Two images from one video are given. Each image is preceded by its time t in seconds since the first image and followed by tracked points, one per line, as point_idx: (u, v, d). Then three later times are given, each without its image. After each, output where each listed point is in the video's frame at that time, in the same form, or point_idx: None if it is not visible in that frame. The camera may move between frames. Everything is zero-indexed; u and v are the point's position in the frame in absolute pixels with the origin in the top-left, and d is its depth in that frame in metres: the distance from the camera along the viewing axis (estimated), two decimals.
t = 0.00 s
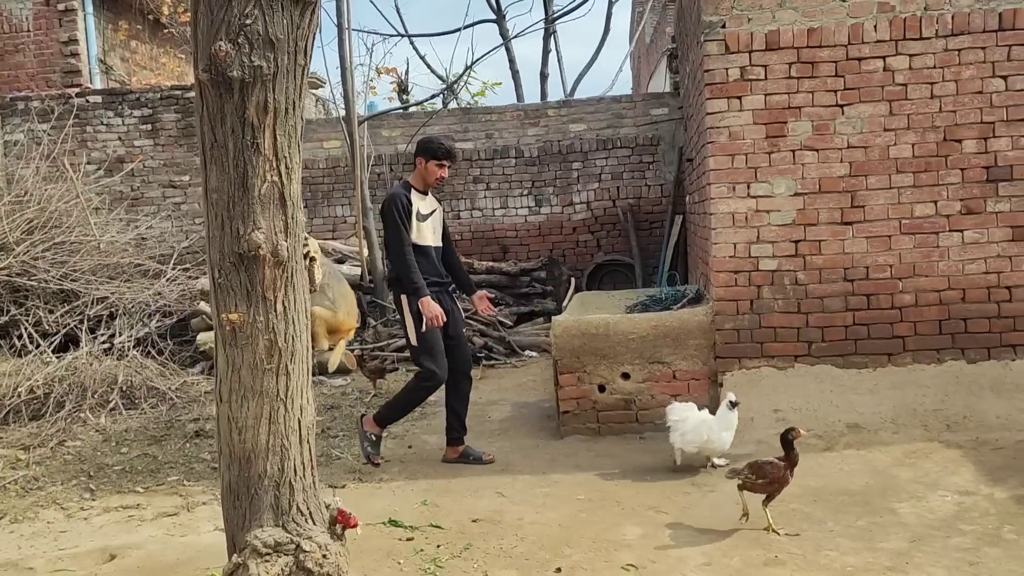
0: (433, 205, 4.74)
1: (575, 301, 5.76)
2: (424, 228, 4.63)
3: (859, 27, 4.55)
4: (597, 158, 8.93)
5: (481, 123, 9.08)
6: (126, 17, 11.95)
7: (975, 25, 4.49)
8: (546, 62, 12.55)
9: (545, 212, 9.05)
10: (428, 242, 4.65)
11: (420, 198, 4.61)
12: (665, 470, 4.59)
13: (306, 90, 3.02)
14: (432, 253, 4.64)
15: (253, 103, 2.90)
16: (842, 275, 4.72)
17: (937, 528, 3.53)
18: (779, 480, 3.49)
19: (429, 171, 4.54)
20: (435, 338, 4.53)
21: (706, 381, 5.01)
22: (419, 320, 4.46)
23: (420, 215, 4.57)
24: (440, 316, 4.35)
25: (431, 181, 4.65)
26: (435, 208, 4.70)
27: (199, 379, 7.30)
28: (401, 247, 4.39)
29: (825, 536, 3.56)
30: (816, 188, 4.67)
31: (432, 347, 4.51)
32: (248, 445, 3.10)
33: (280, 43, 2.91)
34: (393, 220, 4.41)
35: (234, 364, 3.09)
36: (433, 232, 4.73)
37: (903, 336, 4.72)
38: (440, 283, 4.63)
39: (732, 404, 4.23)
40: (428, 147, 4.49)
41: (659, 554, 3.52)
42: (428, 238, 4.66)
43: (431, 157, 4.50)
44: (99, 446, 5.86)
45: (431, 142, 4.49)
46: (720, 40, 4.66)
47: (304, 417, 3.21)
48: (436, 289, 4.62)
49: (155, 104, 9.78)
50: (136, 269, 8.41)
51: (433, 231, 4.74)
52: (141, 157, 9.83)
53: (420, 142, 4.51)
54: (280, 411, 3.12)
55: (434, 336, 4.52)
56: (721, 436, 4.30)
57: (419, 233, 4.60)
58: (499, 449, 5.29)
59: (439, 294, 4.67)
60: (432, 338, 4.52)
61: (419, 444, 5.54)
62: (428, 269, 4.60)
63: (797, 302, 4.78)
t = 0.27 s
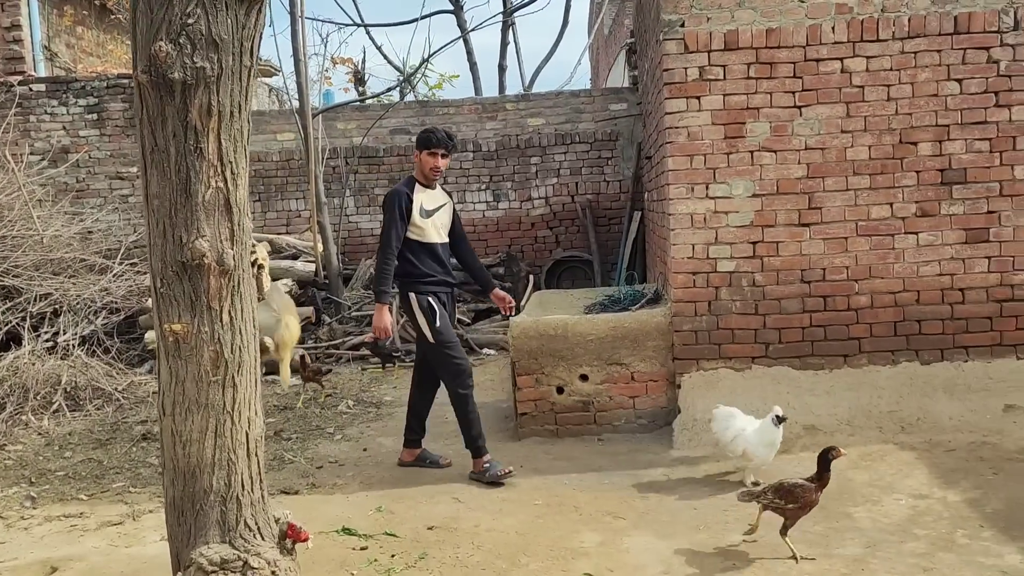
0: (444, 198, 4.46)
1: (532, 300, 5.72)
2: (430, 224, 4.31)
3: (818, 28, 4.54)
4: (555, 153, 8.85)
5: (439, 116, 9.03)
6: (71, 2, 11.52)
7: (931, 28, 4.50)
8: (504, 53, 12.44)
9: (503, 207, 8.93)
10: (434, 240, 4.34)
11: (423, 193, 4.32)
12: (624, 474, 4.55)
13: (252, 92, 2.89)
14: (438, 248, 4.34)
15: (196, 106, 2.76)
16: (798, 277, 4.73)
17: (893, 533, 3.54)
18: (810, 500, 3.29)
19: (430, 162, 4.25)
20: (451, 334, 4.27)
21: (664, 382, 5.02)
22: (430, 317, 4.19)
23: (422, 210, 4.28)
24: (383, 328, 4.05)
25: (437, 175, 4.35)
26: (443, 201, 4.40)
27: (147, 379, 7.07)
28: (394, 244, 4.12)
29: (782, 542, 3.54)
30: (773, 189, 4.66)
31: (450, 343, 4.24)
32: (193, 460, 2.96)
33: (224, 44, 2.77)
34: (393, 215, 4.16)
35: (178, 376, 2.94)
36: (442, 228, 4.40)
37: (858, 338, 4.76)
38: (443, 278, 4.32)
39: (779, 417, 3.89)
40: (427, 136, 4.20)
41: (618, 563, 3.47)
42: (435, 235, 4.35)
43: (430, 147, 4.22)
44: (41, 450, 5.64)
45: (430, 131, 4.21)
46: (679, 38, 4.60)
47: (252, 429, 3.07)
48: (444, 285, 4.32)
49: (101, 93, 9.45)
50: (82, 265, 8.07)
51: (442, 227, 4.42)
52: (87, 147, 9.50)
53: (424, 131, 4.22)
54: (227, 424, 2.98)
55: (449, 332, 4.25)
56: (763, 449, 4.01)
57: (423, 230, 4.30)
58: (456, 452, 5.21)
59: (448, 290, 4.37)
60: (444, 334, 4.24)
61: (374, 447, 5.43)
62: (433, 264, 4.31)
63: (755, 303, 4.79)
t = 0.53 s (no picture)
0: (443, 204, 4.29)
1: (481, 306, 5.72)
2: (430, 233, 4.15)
3: (761, 37, 4.58)
4: (506, 157, 8.82)
5: (387, 119, 8.95)
6: None
7: (871, 39, 4.55)
8: (455, 55, 12.36)
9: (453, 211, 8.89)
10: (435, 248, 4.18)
11: (422, 200, 4.15)
12: (570, 482, 4.53)
13: (179, 101, 2.78)
14: (439, 257, 4.19)
15: (119, 115, 2.65)
16: (743, 284, 4.77)
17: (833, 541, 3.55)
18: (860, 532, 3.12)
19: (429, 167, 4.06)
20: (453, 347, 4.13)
21: (610, 389, 5.01)
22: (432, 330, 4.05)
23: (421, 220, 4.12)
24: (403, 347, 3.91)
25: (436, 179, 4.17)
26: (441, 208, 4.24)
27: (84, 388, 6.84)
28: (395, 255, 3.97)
29: (725, 552, 3.54)
30: (718, 197, 4.69)
31: (451, 357, 4.09)
32: (118, 481, 2.84)
33: (148, 51, 2.66)
34: (394, 224, 4.01)
35: (102, 395, 2.81)
36: (443, 235, 4.24)
37: (802, 345, 4.79)
38: (445, 288, 4.18)
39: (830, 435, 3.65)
40: (424, 140, 4.02)
41: None
42: (435, 243, 4.18)
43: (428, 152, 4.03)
44: None
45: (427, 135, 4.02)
46: (624, 46, 4.62)
47: (182, 448, 2.96)
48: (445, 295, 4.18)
49: (39, 93, 9.17)
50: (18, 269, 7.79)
51: (442, 234, 4.25)
52: (24, 148, 9.20)
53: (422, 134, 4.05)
54: (154, 444, 2.86)
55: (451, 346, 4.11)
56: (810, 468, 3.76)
57: (423, 240, 4.14)
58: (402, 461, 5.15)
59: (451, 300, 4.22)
60: (445, 347, 4.09)
61: (318, 457, 5.31)
62: (435, 274, 4.17)
63: (700, 311, 4.81)
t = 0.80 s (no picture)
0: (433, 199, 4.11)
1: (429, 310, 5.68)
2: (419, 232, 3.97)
3: (706, 42, 4.60)
4: (455, 159, 8.75)
5: (334, 120, 8.89)
6: None
7: (813, 46, 4.60)
8: (404, 56, 12.26)
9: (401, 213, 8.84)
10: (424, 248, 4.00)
11: (410, 197, 3.98)
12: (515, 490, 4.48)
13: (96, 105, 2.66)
14: (427, 256, 4.01)
15: (30, 120, 2.51)
16: (688, 289, 4.77)
17: (776, 548, 3.54)
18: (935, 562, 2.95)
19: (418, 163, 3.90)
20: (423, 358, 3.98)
21: (557, 395, 4.98)
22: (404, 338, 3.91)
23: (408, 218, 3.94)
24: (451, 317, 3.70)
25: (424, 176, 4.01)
26: (430, 207, 4.07)
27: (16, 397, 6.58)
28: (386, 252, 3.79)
29: (669, 560, 3.50)
30: (663, 203, 4.71)
31: (418, 368, 3.96)
32: (35, 502, 2.68)
33: (62, 53, 2.53)
34: (380, 222, 3.83)
35: (16, 413, 2.66)
36: (432, 235, 4.05)
37: (746, 349, 4.81)
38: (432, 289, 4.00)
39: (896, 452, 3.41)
40: (410, 133, 3.86)
41: None
42: (423, 243, 4.00)
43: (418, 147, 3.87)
44: None
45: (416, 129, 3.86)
46: (570, 49, 4.61)
47: (104, 465, 2.83)
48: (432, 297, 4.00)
49: None
50: None
51: (432, 234, 4.07)
52: None
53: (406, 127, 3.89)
54: (73, 462, 2.73)
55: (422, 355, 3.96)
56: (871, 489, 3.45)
57: (410, 239, 3.95)
58: (345, 470, 5.06)
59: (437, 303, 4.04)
60: (415, 357, 3.95)
61: (259, 467, 5.18)
62: (422, 274, 3.99)
63: (646, 316, 4.79)
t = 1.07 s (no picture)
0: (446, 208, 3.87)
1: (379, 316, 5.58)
2: (426, 241, 3.71)
3: (656, 46, 4.59)
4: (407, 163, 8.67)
5: (284, 122, 8.69)
6: None
7: (762, 51, 4.61)
8: (357, 58, 12.10)
9: (353, 217, 8.74)
10: (431, 259, 3.73)
11: (418, 206, 3.73)
12: (466, 500, 4.40)
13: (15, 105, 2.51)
14: (435, 268, 3.74)
15: None
16: (640, 295, 4.75)
17: (726, 556, 3.50)
18: None
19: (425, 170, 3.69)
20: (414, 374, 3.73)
21: (510, 403, 4.90)
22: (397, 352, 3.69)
23: (415, 226, 3.68)
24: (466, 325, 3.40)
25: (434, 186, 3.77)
26: (444, 217, 3.81)
27: None
28: (394, 260, 3.54)
29: (618, 571, 3.44)
30: (615, 208, 4.68)
31: (407, 385, 3.72)
32: None
33: None
34: (387, 228, 3.60)
35: None
36: (442, 247, 3.78)
37: (698, 355, 4.81)
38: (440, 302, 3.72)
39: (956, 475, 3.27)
40: (419, 138, 3.65)
41: None
42: (430, 255, 3.73)
43: (424, 152, 3.66)
44: None
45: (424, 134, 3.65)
46: (519, 53, 4.56)
47: (25, 484, 2.66)
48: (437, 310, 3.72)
49: None
50: None
51: (442, 247, 3.80)
52: None
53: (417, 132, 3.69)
54: None
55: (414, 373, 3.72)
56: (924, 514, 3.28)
57: (417, 249, 3.69)
58: (291, 482, 4.92)
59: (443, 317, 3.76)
60: (405, 372, 3.71)
61: (202, 479, 5.02)
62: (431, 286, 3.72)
63: (598, 321, 4.77)
